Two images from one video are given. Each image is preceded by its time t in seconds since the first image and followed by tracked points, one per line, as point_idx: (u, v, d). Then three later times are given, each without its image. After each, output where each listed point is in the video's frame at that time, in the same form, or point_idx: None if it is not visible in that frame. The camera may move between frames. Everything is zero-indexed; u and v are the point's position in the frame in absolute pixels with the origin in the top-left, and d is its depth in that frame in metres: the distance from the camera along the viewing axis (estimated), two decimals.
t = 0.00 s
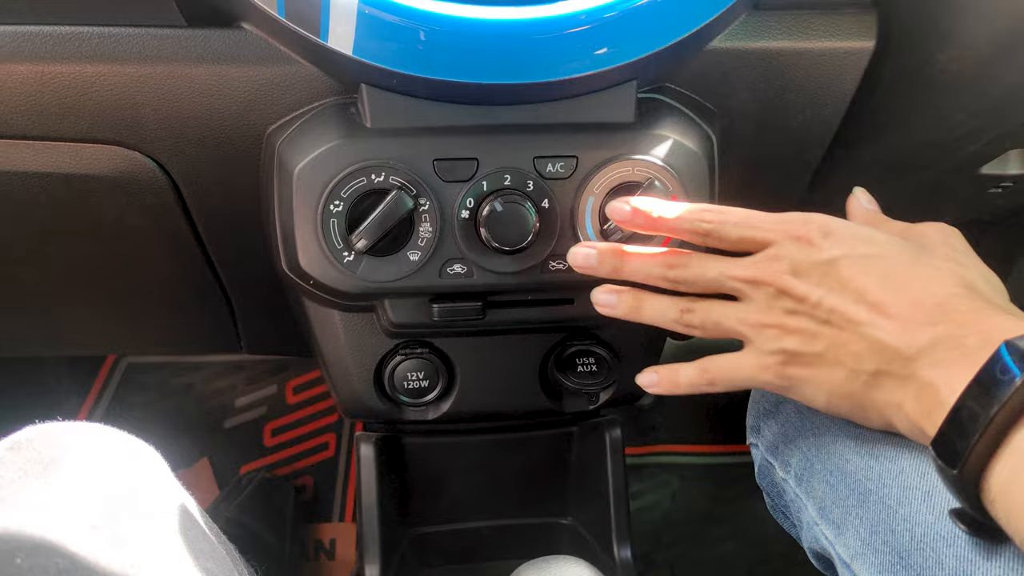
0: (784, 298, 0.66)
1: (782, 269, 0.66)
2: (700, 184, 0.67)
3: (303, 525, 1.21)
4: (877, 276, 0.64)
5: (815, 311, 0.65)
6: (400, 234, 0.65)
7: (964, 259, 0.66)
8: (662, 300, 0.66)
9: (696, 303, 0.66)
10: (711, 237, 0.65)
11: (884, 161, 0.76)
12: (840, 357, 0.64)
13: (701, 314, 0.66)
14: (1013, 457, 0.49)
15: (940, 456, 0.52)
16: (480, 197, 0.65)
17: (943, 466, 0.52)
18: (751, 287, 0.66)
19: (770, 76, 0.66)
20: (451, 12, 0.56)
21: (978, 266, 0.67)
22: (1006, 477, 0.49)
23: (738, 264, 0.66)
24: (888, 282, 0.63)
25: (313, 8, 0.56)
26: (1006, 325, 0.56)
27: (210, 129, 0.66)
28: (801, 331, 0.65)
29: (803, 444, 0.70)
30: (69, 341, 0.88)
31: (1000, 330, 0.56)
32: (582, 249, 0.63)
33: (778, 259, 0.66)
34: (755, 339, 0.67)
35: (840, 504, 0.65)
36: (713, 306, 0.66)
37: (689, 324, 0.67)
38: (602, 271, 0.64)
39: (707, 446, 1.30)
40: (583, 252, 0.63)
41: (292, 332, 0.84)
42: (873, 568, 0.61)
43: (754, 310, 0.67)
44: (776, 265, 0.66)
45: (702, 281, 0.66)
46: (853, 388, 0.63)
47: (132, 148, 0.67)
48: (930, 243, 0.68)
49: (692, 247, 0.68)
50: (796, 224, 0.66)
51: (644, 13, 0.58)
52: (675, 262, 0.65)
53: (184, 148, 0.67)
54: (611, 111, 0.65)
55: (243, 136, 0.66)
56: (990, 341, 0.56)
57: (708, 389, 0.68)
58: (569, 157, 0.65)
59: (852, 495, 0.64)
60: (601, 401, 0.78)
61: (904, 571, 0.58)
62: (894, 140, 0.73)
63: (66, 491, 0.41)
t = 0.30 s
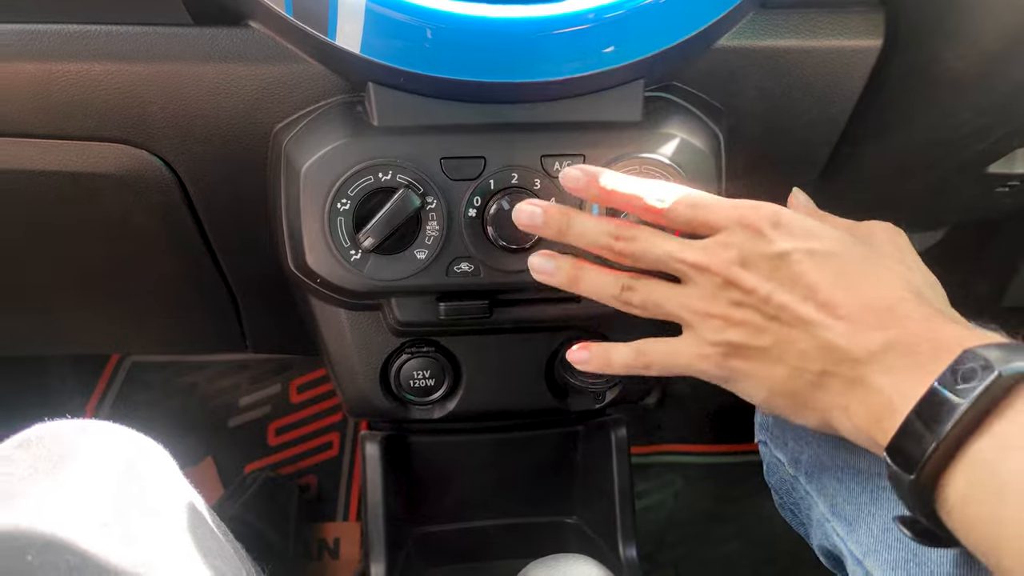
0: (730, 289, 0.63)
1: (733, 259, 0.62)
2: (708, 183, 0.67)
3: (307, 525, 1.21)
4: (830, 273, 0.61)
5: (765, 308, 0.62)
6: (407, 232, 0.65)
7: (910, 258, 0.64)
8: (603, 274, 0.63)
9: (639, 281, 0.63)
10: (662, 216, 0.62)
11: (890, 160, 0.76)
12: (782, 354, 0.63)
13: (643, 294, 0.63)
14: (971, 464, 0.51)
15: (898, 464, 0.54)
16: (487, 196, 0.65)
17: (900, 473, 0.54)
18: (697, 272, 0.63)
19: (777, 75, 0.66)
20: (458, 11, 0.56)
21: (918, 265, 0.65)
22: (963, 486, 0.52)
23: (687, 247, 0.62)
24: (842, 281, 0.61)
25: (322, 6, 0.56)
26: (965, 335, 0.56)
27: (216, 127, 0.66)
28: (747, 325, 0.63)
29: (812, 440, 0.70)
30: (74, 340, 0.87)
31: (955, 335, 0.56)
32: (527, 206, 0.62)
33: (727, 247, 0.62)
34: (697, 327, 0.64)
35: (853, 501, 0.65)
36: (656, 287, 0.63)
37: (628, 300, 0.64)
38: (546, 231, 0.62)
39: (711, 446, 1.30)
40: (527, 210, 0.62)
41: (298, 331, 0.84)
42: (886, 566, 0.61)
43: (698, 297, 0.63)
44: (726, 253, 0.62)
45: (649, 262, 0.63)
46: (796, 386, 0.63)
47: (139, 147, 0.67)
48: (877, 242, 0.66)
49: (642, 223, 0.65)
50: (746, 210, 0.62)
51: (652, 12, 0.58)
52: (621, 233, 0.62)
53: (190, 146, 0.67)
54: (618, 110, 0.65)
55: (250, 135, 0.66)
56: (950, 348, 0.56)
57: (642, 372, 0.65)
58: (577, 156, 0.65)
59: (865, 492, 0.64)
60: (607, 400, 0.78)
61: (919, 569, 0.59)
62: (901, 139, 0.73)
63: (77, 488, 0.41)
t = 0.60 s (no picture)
0: (702, 340, 0.66)
1: (704, 312, 0.66)
2: (703, 186, 0.67)
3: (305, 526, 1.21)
4: (787, 317, 0.65)
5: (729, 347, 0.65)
6: (402, 236, 0.65)
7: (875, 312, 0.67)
8: (597, 338, 0.66)
9: (629, 342, 0.67)
10: (645, 284, 0.65)
11: (886, 163, 0.76)
12: (748, 395, 0.65)
13: (632, 354, 0.67)
14: (920, 479, 0.54)
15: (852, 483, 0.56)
16: (482, 199, 0.65)
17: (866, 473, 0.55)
18: (675, 329, 0.66)
19: (773, 78, 0.66)
20: (455, 15, 0.56)
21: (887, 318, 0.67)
22: (914, 502, 0.54)
23: (665, 305, 0.66)
24: (800, 327, 0.64)
25: (317, 10, 0.56)
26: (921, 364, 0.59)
27: (213, 131, 0.66)
28: (717, 369, 0.66)
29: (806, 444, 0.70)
30: (71, 342, 0.88)
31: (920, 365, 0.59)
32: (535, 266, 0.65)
33: (699, 305, 0.66)
34: (675, 381, 0.67)
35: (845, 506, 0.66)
36: (643, 347, 0.67)
37: (619, 360, 0.67)
38: (549, 290, 0.65)
39: (710, 447, 1.30)
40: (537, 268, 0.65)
41: (294, 334, 0.84)
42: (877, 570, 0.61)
43: (673, 352, 0.66)
44: (700, 309, 0.66)
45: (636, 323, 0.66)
46: (761, 424, 0.65)
47: (136, 150, 0.67)
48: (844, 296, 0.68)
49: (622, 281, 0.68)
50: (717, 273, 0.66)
51: (647, 15, 0.58)
52: (616, 296, 0.66)
53: (187, 149, 0.67)
54: (614, 113, 0.65)
55: (247, 138, 0.66)
56: (899, 375, 0.59)
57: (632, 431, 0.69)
58: (572, 159, 0.65)
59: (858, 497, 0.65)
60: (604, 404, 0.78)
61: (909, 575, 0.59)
62: (897, 142, 0.73)
63: (71, 492, 0.41)
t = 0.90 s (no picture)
0: (728, 300, 0.65)
1: (736, 273, 0.65)
2: (704, 187, 0.68)
3: (307, 526, 1.21)
4: (825, 291, 0.64)
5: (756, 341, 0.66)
6: (404, 236, 0.65)
7: (916, 290, 0.67)
8: (610, 285, 0.65)
9: (643, 294, 0.65)
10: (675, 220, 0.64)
11: (888, 165, 0.76)
12: (768, 364, 0.65)
13: (647, 305, 0.65)
14: (940, 467, 0.55)
15: (869, 462, 0.56)
16: (484, 200, 0.65)
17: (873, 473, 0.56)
18: (700, 283, 0.65)
19: (774, 79, 0.66)
20: (457, 16, 0.56)
21: (925, 301, 0.67)
22: (931, 487, 0.55)
23: (695, 256, 0.65)
24: (839, 303, 0.64)
25: (319, 12, 0.56)
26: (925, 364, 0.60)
27: (215, 132, 0.66)
28: (737, 332, 0.65)
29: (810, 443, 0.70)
30: (73, 342, 0.88)
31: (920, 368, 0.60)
32: (547, 192, 0.62)
33: (734, 262, 0.65)
34: (691, 338, 0.66)
35: (849, 506, 0.66)
36: (661, 298, 0.65)
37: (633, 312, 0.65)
38: (561, 220, 0.62)
39: (711, 447, 1.30)
40: (547, 195, 0.62)
41: (296, 334, 0.84)
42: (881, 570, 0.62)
43: (698, 310, 0.66)
44: (732, 267, 0.65)
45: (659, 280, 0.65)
46: (776, 393, 0.66)
47: (138, 151, 0.67)
48: (887, 269, 0.67)
49: (651, 227, 0.67)
50: (756, 232, 0.65)
51: (649, 17, 0.58)
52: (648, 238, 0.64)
53: (189, 150, 0.67)
54: (615, 114, 0.65)
55: (249, 138, 0.67)
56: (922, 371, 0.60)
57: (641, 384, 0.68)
58: (573, 160, 0.65)
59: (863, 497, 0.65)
60: (606, 404, 0.78)
61: None
62: (898, 143, 0.73)
63: (73, 492, 0.41)
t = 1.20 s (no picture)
0: (725, 333, 0.69)
1: (732, 307, 0.68)
2: (703, 188, 0.68)
3: (305, 526, 1.21)
4: (808, 315, 0.67)
5: (750, 346, 0.68)
6: (403, 237, 0.65)
7: (910, 312, 0.67)
8: (619, 292, 0.67)
9: (651, 298, 0.68)
10: (679, 266, 0.66)
11: (887, 166, 0.76)
12: (760, 387, 0.67)
13: (653, 314, 0.68)
14: (921, 466, 0.55)
15: (852, 463, 0.56)
16: (483, 200, 0.65)
17: (852, 475, 0.56)
18: (699, 322, 0.69)
19: (773, 80, 0.66)
20: (456, 17, 0.56)
21: (920, 322, 0.67)
22: (912, 484, 0.55)
23: (701, 261, 0.67)
24: (820, 323, 0.66)
25: (318, 12, 0.56)
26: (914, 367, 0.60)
27: (214, 132, 0.66)
28: (735, 362, 0.68)
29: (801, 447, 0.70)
30: (72, 342, 0.88)
31: (912, 369, 0.60)
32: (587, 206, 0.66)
33: (728, 301, 0.69)
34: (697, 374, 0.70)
35: (839, 510, 0.66)
36: (668, 302, 0.68)
37: (639, 315, 0.68)
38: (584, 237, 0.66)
39: (710, 448, 1.30)
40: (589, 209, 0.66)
41: (295, 334, 0.84)
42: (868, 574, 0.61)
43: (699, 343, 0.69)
44: (727, 304, 0.69)
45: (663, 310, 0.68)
46: (769, 415, 0.67)
47: (137, 151, 0.67)
48: (883, 292, 0.68)
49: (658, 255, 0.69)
50: (748, 271, 0.69)
51: (648, 18, 0.58)
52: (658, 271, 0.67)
53: (188, 150, 0.67)
54: (615, 115, 0.65)
55: (248, 139, 0.67)
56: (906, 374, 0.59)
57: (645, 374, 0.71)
58: (572, 160, 0.65)
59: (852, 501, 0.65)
60: (604, 404, 0.79)
61: None
62: (898, 144, 0.73)
63: (71, 491, 0.41)
